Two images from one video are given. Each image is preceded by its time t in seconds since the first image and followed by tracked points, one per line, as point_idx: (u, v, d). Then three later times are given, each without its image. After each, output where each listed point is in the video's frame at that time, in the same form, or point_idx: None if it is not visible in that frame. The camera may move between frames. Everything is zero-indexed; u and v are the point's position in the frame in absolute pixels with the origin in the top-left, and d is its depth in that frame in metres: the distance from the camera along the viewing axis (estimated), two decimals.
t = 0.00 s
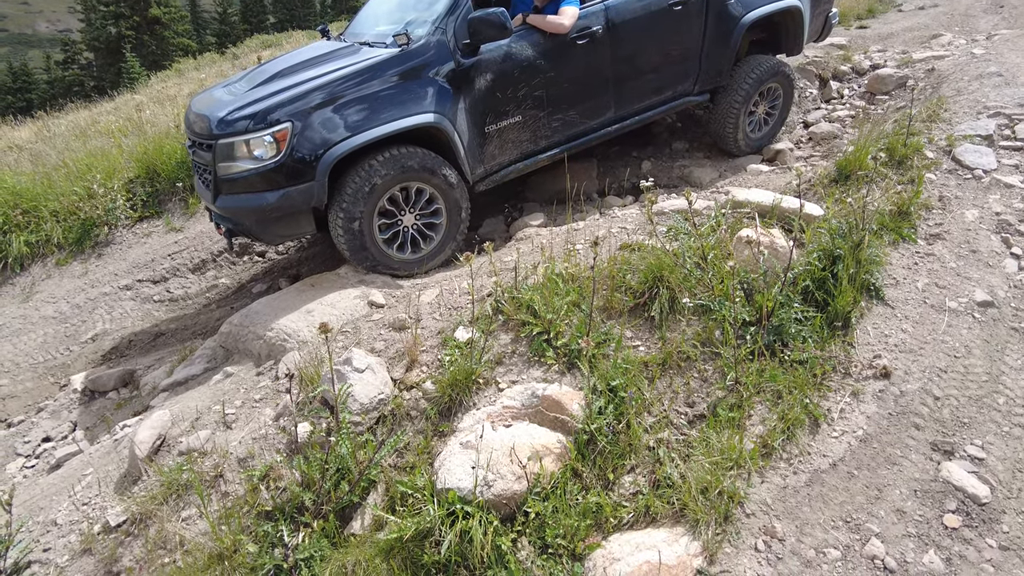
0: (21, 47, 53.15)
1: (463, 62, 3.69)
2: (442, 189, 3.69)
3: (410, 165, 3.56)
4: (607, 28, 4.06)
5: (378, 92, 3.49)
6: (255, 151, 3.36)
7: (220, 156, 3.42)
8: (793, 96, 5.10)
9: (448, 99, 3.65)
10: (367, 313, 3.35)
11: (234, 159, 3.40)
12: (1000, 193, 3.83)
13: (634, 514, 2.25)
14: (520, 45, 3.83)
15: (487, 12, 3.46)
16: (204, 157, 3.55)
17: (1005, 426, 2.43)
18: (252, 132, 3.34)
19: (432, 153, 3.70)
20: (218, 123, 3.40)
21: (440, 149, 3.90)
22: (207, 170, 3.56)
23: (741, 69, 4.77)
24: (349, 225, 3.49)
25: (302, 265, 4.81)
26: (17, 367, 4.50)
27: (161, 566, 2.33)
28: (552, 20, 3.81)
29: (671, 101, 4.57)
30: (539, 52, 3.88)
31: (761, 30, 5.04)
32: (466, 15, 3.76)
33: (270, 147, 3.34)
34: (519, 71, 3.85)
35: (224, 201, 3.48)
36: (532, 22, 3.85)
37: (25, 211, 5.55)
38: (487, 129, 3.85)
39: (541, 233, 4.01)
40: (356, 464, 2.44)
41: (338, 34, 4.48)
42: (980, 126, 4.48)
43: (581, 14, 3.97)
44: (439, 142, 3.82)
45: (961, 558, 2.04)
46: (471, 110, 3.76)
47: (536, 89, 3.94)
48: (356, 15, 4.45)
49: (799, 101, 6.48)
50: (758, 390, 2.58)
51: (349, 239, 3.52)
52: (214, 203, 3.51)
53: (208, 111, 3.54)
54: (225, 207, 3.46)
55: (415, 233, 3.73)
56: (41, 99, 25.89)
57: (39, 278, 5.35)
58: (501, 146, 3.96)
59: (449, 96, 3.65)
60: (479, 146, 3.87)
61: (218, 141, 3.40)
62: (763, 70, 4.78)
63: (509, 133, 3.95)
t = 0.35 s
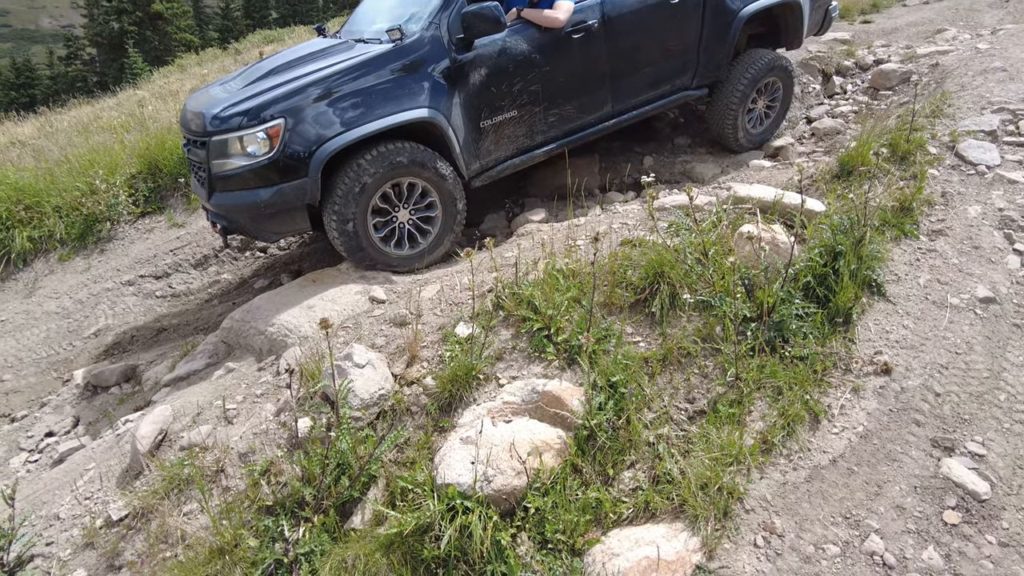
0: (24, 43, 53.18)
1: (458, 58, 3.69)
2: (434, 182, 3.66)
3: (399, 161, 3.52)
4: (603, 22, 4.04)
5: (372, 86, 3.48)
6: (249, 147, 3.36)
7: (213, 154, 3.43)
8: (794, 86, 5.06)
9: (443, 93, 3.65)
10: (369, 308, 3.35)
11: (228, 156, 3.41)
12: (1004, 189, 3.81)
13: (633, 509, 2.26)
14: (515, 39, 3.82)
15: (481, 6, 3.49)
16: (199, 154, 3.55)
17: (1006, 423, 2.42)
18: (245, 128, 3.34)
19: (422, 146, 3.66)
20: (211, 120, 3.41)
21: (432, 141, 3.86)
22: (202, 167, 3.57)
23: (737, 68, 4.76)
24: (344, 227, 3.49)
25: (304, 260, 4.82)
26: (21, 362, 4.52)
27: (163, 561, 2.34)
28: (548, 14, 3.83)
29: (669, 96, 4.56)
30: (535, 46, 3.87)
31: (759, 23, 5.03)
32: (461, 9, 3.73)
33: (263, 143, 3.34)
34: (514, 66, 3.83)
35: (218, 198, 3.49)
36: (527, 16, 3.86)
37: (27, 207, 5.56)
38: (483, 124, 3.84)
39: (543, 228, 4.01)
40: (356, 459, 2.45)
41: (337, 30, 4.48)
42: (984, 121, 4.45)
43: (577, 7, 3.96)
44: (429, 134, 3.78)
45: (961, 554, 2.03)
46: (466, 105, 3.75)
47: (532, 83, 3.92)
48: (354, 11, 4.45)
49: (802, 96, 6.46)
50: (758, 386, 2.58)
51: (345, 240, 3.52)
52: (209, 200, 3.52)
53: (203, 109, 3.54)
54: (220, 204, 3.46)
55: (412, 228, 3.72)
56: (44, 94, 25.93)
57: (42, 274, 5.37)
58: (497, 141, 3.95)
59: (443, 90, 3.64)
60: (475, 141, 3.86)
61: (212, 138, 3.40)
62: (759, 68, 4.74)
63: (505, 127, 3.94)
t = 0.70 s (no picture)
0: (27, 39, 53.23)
1: (447, 52, 3.68)
2: (419, 172, 3.62)
3: (378, 157, 3.49)
4: (595, 15, 4.02)
5: (356, 79, 3.47)
6: (237, 143, 3.36)
7: (202, 150, 3.43)
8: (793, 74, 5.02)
9: (433, 87, 3.64)
10: (369, 305, 3.35)
11: (217, 152, 3.40)
12: (1006, 185, 3.80)
13: (633, 506, 2.26)
14: (506, 33, 3.80)
15: None
16: (188, 151, 3.56)
17: (1006, 421, 2.42)
18: (233, 123, 3.34)
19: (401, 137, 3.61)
20: (199, 117, 3.42)
21: (415, 130, 3.82)
22: (191, 164, 3.57)
23: (728, 69, 4.76)
24: (335, 232, 3.50)
25: (305, 257, 4.82)
26: (23, 359, 4.53)
27: (164, 557, 2.35)
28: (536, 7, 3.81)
29: (663, 89, 4.52)
30: (525, 39, 3.84)
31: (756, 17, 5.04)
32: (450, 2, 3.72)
33: (251, 138, 3.34)
34: (504, 59, 3.81)
35: (207, 195, 3.48)
36: (518, 9, 3.84)
37: (29, 203, 5.57)
38: (473, 119, 3.83)
39: (543, 225, 4.00)
40: (356, 456, 2.45)
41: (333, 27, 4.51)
42: (987, 117, 4.43)
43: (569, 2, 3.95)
44: (410, 124, 3.73)
45: (960, 552, 2.03)
46: (457, 99, 3.74)
47: (523, 77, 3.91)
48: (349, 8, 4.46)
49: (804, 92, 6.44)
50: (758, 383, 2.58)
51: (340, 245, 3.53)
52: (198, 197, 3.52)
53: (193, 106, 3.55)
54: (208, 201, 3.47)
55: (405, 221, 3.70)
56: (46, 90, 25.98)
57: (44, 270, 5.38)
58: (489, 136, 3.93)
59: (431, 83, 3.63)
60: (466, 136, 3.85)
61: (200, 134, 3.41)
62: (752, 66, 4.72)
63: (497, 122, 3.93)
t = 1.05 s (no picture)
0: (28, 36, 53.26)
1: (432, 44, 3.66)
2: (396, 160, 3.55)
3: (350, 156, 3.43)
4: (584, 8, 4.01)
5: (331, 74, 3.44)
6: (220, 137, 3.36)
7: (187, 145, 3.45)
8: (790, 60, 4.94)
9: (418, 80, 3.61)
10: (369, 302, 3.35)
11: (201, 147, 3.41)
12: (1009, 182, 3.79)
13: (634, 503, 2.26)
14: (492, 25, 3.79)
15: None
16: (175, 147, 3.57)
17: (1008, 418, 2.41)
18: (215, 117, 3.35)
19: (374, 129, 3.55)
20: (185, 112, 3.44)
21: (390, 118, 3.74)
22: (177, 160, 3.59)
23: (719, 73, 4.76)
24: (327, 239, 3.51)
25: (307, 254, 4.82)
26: (25, 355, 4.54)
27: (164, 553, 2.35)
28: None
29: (656, 82, 4.48)
30: (513, 31, 3.83)
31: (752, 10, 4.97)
32: None
33: (233, 132, 3.34)
34: (491, 52, 3.79)
35: (193, 190, 3.49)
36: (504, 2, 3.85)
37: (31, 200, 5.58)
38: (460, 112, 3.80)
39: (544, 222, 3.99)
40: (357, 452, 2.45)
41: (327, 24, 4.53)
42: (990, 114, 4.41)
43: None
44: (384, 114, 3.66)
45: (961, 550, 2.03)
46: (443, 92, 3.72)
47: (511, 69, 3.88)
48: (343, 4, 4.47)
49: (807, 89, 6.42)
50: (759, 380, 2.57)
51: (335, 250, 3.54)
52: (184, 193, 3.53)
53: (182, 103, 3.59)
54: (194, 196, 3.47)
55: (395, 212, 3.67)
56: (48, 86, 26.02)
57: (46, 267, 5.39)
58: (477, 129, 3.91)
59: (412, 74, 3.59)
60: (453, 130, 3.82)
61: (184, 130, 3.42)
62: (742, 68, 4.70)
63: (485, 115, 3.90)
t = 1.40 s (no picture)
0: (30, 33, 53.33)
1: (416, 38, 3.63)
2: (380, 154, 3.54)
3: (332, 156, 3.42)
4: None
5: (312, 74, 3.43)
6: (207, 135, 3.39)
7: (175, 145, 3.48)
8: (786, 46, 4.92)
9: (404, 73, 3.61)
10: (371, 300, 3.36)
11: (189, 146, 3.44)
12: (1011, 181, 3.79)
13: (634, 501, 2.26)
14: (478, 17, 3.75)
15: None
16: (165, 148, 3.61)
17: (1008, 417, 2.42)
18: (202, 116, 3.38)
19: (354, 127, 3.53)
20: (173, 112, 3.47)
21: (370, 113, 3.72)
22: (168, 161, 3.62)
23: (715, 64, 4.75)
24: (323, 243, 3.52)
25: (309, 252, 4.84)
26: (28, 352, 4.55)
27: (167, 549, 2.37)
28: None
29: (648, 74, 4.47)
30: (499, 23, 3.79)
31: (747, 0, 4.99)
32: None
33: (220, 131, 3.36)
34: (478, 44, 3.77)
35: (183, 190, 3.51)
36: None
37: (33, 198, 5.59)
38: (447, 105, 3.78)
39: (544, 221, 4.00)
40: (358, 450, 2.46)
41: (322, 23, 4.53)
42: (992, 112, 4.41)
43: None
44: (364, 109, 3.64)
45: (961, 548, 2.03)
46: (430, 85, 3.71)
47: (499, 61, 3.86)
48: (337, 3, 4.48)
49: (808, 87, 6.43)
50: (760, 379, 2.58)
51: (334, 253, 3.56)
52: (175, 193, 3.56)
53: (172, 103, 3.62)
54: (183, 195, 3.50)
55: (386, 206, 3.67)
56: (50, 84, 26.07)
57: (48, 265, 5.41)
58: (466, 122, 3.89)
59: (395, 68, 3.58)
60: (441, 124, 3.81)
61: (172, 129, 3.46)
62: (737, 58, 4.69)
63: (474, 109, 3.89)
